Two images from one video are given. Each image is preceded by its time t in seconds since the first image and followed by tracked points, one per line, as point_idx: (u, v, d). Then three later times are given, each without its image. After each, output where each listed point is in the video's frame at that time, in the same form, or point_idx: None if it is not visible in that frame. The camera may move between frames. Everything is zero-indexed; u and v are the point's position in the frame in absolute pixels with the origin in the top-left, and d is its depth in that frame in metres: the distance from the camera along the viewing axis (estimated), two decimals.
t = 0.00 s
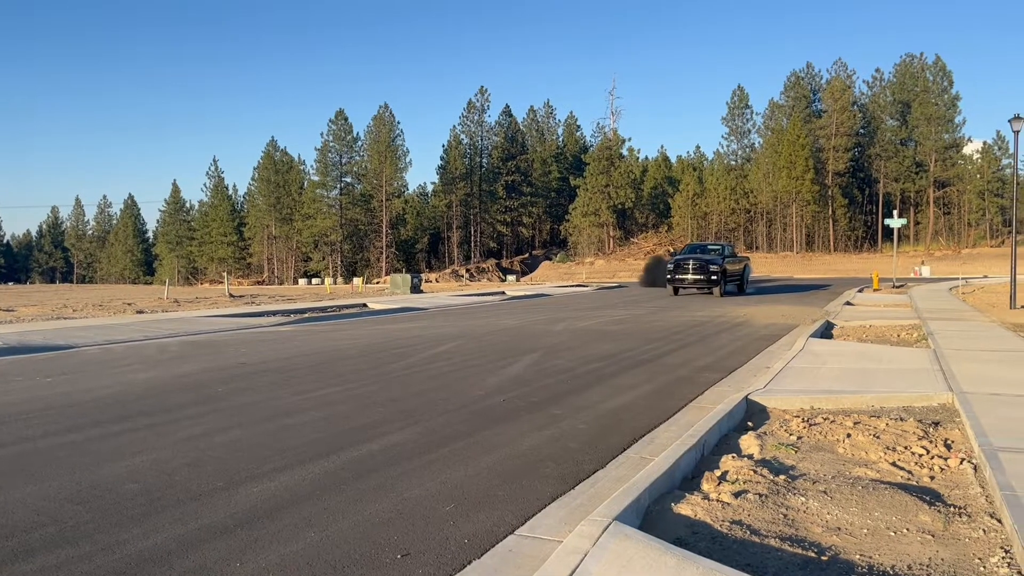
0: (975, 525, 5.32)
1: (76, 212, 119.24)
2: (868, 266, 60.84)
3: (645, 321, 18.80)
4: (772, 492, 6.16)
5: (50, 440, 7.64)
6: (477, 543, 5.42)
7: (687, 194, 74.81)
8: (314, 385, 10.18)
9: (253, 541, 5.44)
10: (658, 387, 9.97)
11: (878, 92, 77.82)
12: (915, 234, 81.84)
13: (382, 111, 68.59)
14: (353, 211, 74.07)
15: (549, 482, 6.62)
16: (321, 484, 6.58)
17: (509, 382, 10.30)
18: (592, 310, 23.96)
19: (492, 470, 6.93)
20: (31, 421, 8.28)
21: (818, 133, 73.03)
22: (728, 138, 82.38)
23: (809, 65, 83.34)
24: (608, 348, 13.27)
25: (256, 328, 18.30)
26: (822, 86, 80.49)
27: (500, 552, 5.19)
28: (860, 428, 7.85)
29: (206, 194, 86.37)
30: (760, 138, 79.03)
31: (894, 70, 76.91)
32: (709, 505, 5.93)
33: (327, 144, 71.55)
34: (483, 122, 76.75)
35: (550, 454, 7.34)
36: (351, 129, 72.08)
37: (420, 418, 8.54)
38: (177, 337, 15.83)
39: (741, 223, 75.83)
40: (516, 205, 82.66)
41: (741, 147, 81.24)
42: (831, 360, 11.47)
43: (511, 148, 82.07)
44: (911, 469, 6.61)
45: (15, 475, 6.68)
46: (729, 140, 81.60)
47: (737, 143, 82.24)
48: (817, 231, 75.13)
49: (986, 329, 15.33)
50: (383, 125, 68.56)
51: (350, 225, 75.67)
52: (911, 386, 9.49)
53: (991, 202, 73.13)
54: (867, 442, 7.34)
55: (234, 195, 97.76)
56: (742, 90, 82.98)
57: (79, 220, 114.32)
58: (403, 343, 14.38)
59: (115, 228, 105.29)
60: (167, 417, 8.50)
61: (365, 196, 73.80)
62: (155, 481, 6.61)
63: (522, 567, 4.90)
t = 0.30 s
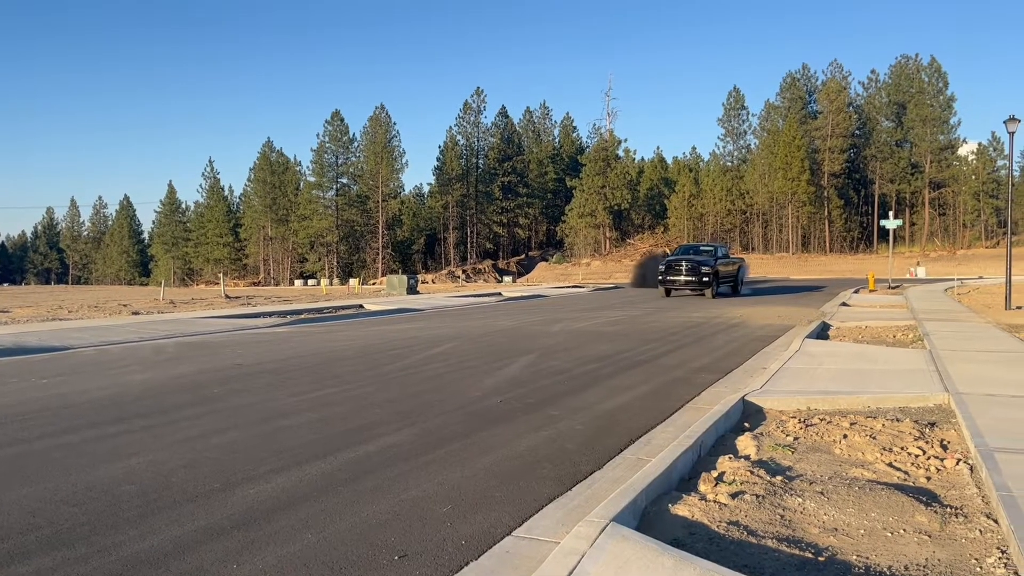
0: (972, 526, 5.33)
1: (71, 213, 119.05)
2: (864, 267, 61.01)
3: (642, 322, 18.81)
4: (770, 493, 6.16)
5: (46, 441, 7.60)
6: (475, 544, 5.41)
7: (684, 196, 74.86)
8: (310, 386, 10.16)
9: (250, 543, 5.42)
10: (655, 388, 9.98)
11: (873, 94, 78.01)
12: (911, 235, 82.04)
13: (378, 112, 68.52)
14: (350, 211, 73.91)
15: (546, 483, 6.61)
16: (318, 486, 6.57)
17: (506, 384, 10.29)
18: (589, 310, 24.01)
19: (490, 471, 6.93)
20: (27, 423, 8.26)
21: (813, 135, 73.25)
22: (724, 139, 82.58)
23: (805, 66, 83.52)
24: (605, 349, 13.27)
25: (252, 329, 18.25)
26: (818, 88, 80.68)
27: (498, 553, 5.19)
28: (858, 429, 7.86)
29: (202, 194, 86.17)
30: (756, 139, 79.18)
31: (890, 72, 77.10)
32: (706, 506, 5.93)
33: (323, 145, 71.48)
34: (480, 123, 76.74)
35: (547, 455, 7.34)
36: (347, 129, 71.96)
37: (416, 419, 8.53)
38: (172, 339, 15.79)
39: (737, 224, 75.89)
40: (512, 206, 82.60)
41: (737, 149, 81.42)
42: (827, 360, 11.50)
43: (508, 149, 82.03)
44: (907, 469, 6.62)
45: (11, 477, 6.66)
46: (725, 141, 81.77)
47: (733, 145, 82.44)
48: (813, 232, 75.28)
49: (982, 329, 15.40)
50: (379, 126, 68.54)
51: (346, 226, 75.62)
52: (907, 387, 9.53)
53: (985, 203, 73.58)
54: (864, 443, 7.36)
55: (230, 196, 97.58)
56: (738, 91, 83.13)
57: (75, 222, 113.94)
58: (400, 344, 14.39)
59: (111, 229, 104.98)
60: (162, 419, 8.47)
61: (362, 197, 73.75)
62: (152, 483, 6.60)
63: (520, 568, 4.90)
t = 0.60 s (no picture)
0: (969, 526, 5.34)
1: (68, 213, 118.77)
2: (861, 267, 61.20)
3: (639, 323, 18.80)
4: (768, 493, 6.17)
5: (43, 443, 7.59)
6: (473, 545, 5.41)
7: (681, 196, 74.88)
8: (308, 387, 10.14)
9: (248, 545, 5.41)
10: (653, 389, 9.98)
11: (870, 94, 78.16)
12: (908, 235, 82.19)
13: (375, 113, 68.42)
14: (347, 212, 74.21)
15: (544, 484, 6.61)
16: (316, 487, 6.55)
17: (504, 384, 10.29)
18: (586, 311, 24.03)
19: (489, 472, 6.93)
20: (24, 424, 8.23)
21: (810, 135, 73.45)
22: (721, 140, 82.64)
23: (802, 67, 83.66)
24: (602, 350, 13.28)
25: (249, 330, 18.22)
26: (815, 88, 80.80)
27: (496, 554, 5.19)
28: (855, 429, 7.87)
29: (199, 195, 86.00)
30: (753, 140, 79.27)
31: (887, 72, 77.21)
32: (704, 507, 5.94)
33: (320, 145, 71.45)
34: (478, 123, 76.65)
35: (545, 456, 7.33)
36: (344, 130, 71.88)
37: (414, 420, 8.52)
38: (169, 339, 15.77)
39: (735, 224, 75.96)
40: (510, 207, 82.53)
41: (734, 149, 81.53)
42: (825, 361, 11.51)
43: (505, 150, 81.98)
44: (905, 470, 6.64)
45: (9, 478, 6.66)
46: (722, 142, 81.87)
47: (731, 145, 82.52)
48: (810, 232, 75.35)
49: (978, 330, 15.44)
50: (377, 127, 68.45)
51: (343, 227, 75.61)
52: (905, 387, 9.54)
53: (983, 204, 73.25)
54: (861, 443, 7.37)
55: (227, 197, 97.44)
56: (735, 92, 83.20)
57: (71, 223, 113.66)
58: (398, 345, 14.39)
59: (108, 230, 104.76)
60: (159, 420, 8.44)
61: (359, 198, 73.89)
62: (149, 484, 6.58)
63: (519, 568, 4.90)
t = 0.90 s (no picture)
0: (968, 526, 5.34)
1: (67, 215, 118.70)
2: (860, 268, 61.24)
3: (638, 323, 18.79)
4: (767, 494, 6.18)
5: (43, 444, 7.57)
6: (473, 546, 5.40)
7: (680, 197, 74.83)
8: (307, 388, 10.14)
9: (247, 546, 5.40)
10: (652, 389, 10.00)
11: (869, 95, 78.19)
12: (907, 236, 82.28)
13: (374, 114, 68.31)
14: (346, 213, 74.22)
15: (543, 485, 6.61)
16: (315, 488, 6.54)
17: (503, 385, 10.28)
18: (584, 312, 24.05)
19: (488, 472, 6.94)
20: (23, 425, 8.23)
21: (810, 136, 73.47)
22: (720, 140, 82.62)
23: (801, 67, 83.66)
24: (601, 351, 13.28)
25: (248, 331, 18.22)
26: (814, 89, 80.80)
27: (496, 555, 5.18)
28: (854, 429, 7.88)
29: (198, 197, 85.86)
30: (752, 140, 79.36)
31: (885, 73, 77.27)
32: (703, 506, 5.94)
33: (319, 147, 71.48)
34: (477, 124, 76.58)
35: (544, 456, 7.33)
36: (343, 131, 71.94)
37: (414, 420, 8.51)
38: (169, 341, 15.75)
39: (733, 225, 75.99)
40: (509, 207, 82.43)
41: (734, 150, 81.59)
42: (824, 361, 11.53)
43: (504, 151, 81.95)
44: (905, 470, 6.64)
45: (7, 480, 6.64)
46: (721, 143, 81.90)
47: (730, 146, 82.58)
48: (809, 233, 75.40)
49: (976, 330, 15.47)
50: (375, 128, 68.36)
51: (342, 228, 75.61)
52: (903, 387, 9.55)
53: (982, 204, 73.01)
54: (861, 444, 7.37)
55: (226, 198, 97.41)
56: (734, 92, 83.21)
57: (70, 224, 113.63)
58: (396, 346, 14.37)
59: (107, 231, 104.69)
60: (157, 421, 8.43)
61: (358, 198, 74.00)
62: (149, 485, 6.58)
63: (519, 569, 4.90)
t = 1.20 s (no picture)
0: (969, 527, 5.33)
1: (67, 216, 118.77)
2: (860, 269, 61.24)
3: (638, 324, 18.82)
4: (767, 494, 6.18)
5: (44, 445, 7.57)
6: (473, 547, 5.41)
7: (681, 197, 74.77)
8: (307, 389, 10.14)
9: (247, 547, 5.41)
10: (652, 390, 9.99)
11: (869, 95, 78.22)
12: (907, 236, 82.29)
13: (374, 115, 68.30)
14: (346, 214, 74.13)
15: (543, 486, 6.61)
16: (314, 490, 6.54)
17: (503, 386, 10.28)
18: (584, 313, 24.08)
19: (488, 473, 6.94)
20: (23, 426, 8.23)
21: (809, 137, 73.51)
22: (720, 141, 82.70)
23: (801, 67, 83.67)
24: (601, 351, 13.29)
25: (248, 331, 18.24)
26: (814, 90, 80.81)
27: (495, 556, 5.19)
28: (854, 430, 7.88)
29: (199, 197, 85.80)
30: (752, 141, 79.43)
31: (885, 73, 77.31)
32: (703, 507, 5.94)
33: (319, 147, 71.55)
34: (477, 125, 76.69)
35: (544, 457, 7.32)
36: (343, 132, 72.00)
37: (414, 421, 8.52)
38: (169, 342, 15.76)
39: (733, 226, 75.97)
40: (509, 208, 82.40)
41: (734, 151, 81.64)
42: (824, 362, 11.53)
43: (504, 152, 81.96)
44: (905, 471, 6.64)
45: (6, 482, 6.63)
46: (721, 143, 81.95)
47: (729, 146, 82.64)
48: (808, 233, 75.43)
49: (976, 331, 15.49)
50: (375, 129, 68.31)
51: (342, 228, 75.60)
52: (903, 388, 9.55)
53: (982, 205, 72.87)
54: (861, 444, 7.37)
55: (227, 199, 97.46)
56: (734, 93, 83.28)
57: (70, 225, 113.77)
58: (397, 347, 14.39)
59: (107, 232, 104.77)
60: (157, 422, 8.42)
61: (358, 200, 73.90)
62: (149, 486, 6.57)
63: (518, 570, 4.90)
